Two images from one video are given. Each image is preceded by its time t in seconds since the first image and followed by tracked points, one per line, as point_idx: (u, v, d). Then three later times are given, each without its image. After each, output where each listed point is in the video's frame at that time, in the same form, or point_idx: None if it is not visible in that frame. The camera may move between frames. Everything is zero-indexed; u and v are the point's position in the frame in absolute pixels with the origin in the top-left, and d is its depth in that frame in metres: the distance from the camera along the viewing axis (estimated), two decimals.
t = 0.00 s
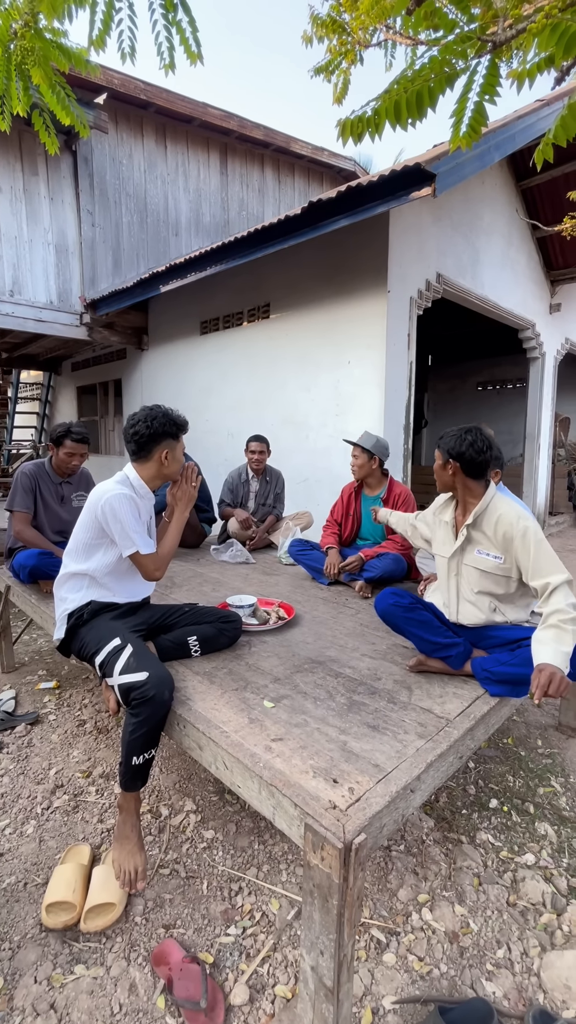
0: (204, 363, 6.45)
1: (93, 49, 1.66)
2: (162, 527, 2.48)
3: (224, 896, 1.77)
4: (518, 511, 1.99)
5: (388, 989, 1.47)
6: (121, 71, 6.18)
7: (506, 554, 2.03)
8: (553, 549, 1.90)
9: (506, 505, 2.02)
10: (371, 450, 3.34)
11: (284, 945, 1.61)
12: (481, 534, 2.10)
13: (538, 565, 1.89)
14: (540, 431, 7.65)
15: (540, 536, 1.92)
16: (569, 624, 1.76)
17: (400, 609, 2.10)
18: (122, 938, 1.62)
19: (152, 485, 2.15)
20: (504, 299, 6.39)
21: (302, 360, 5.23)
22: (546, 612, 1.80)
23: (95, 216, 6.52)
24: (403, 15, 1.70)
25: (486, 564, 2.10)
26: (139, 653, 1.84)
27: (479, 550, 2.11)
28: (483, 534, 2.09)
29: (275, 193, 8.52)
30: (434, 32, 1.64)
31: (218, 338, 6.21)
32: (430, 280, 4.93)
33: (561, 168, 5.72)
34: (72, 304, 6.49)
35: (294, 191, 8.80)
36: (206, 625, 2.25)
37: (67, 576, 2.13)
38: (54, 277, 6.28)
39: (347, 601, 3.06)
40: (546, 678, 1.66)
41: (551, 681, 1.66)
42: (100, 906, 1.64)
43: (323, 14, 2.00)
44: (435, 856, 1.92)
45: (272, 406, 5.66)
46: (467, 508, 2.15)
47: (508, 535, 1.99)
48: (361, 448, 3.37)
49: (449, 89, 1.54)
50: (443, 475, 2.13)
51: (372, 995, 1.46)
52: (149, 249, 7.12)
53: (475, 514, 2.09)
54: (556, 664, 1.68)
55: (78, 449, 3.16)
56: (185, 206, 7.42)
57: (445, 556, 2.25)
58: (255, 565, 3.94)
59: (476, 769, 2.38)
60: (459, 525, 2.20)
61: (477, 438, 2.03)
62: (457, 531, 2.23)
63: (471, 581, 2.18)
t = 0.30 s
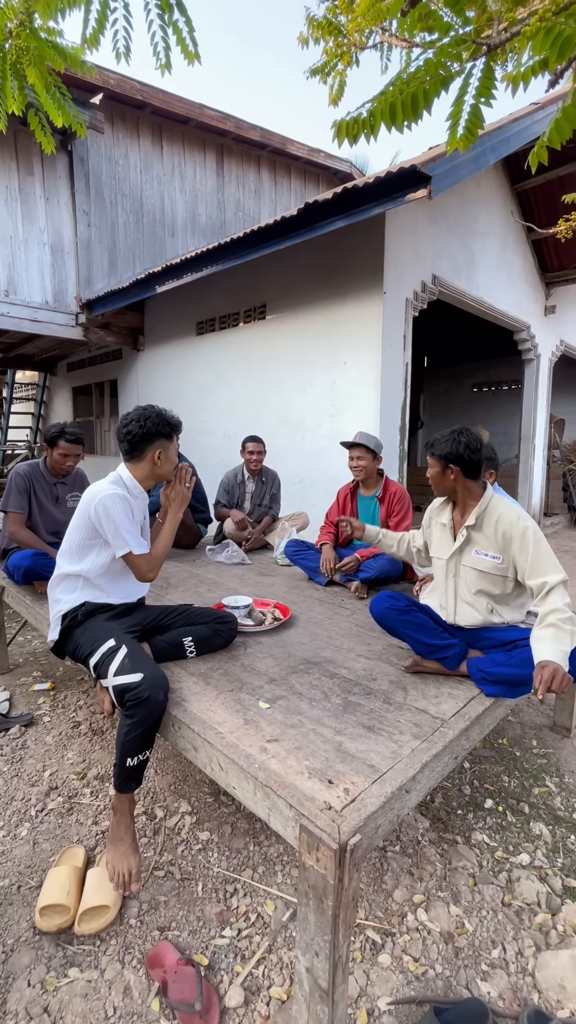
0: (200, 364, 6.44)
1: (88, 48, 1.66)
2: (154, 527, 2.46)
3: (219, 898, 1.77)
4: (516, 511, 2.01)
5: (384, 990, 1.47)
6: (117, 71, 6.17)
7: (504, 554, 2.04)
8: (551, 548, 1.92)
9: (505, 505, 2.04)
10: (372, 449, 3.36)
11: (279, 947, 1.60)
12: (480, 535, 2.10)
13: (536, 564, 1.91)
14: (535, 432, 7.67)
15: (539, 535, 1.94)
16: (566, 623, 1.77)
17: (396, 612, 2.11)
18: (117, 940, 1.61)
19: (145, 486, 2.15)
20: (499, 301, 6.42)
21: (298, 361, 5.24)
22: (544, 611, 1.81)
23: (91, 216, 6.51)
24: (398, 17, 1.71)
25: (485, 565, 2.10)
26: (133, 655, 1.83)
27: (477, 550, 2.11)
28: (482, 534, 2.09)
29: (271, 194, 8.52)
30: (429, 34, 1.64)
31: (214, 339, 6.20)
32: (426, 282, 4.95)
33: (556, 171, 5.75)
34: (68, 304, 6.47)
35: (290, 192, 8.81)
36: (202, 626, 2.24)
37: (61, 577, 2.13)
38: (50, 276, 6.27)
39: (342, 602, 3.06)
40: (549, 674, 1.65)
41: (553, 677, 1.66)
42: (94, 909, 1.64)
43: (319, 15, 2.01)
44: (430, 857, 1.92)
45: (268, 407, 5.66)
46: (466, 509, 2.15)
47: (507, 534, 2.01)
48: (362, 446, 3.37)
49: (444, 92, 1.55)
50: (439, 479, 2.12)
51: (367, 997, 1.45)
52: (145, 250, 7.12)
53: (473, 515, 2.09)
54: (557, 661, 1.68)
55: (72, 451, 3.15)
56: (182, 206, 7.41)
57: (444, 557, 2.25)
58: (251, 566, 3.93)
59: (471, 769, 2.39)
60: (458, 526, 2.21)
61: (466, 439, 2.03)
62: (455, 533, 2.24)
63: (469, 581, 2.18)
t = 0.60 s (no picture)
0: (196, 364, 6.43)
1: (83, 47, 1.65)
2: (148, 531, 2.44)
3: (214, 900, 1.76)
4: (527, 518, 2.05)
5: (378, 991, 1.47)
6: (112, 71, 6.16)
7: (512, 561, 2.07)
8: (560, 557, 1.97)
9: (515, 512, 2.07)
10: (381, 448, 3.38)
11: (274, 948, 1.60)
12: (489, 540, 2.10)
13: (546, 569, 1.94)
14: (529, 433, 7.70)
15: (549, 544, 1.99)
16: (573, 626, 1.79)
17: (394, 617, 2.06)
18: (110, 943, 1.60)
19: (138, 487, 2.14)
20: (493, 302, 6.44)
21: (293, 361, 5.23)
22: (550, 612, 1.84)
23: (87, 216, 6.49)
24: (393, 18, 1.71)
25: (491, 571, 2.11)
26: (127, 655, 1.82)
27: (485, 556, 2.11)
28: (491, 541, 2.10)
29: (267, 195, 8.52)
30: (424, 35, 1.64)
31: (209, 339, 6.19)
32: (421, 283, 4.96)
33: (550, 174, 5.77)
34: (63, 304, 6.45)
35: (286, 193, 8.81)
36: (197, 627, 2.23)
37: (54, 578, 2.12)
38: (44, 276, 6.25)
39: (338, 602, 3.06)
40: (557, 667, 1.67)
41: (560, 670, 1.67)
42: (87, 911, 1.63)
43: (315, 17, 2.01)
44: (425, 857, 1.92)
45: (263, 407, 5.66)
46: (477, 510, 2.15)
47: (517, 541, 2.04)
48: (372, 443, 3.36)
49: (438, 92, 1.55)
50: (464, 476, 2.07)
51: (361, 998, 1.45)
52: (141, 250, 7.11)
53: (489, 517, 2.10)
54: (563, 656, 1.70)
55: (65, 453, 3.13)
56: (177, 207, 7.40)
57: (448, 562, 2.23)
58: (246, 566, 3.93)
59: (465, 769, 2.39)
60: (465, 528, 2.19)
61: (497, 442, 2.08)
62: (461, 538, 2.22)
63: (473, 587, 2.16)
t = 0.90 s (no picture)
0: (191, 365, 6.43)
1: (77, 47, 1.65)
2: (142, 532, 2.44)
3: (208, 902, 1.75)
4: (521, 526, 2.04)
5: (373, 992, 1.47)
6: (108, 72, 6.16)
7: (505, 568, 2.07)
8: (554, 565, 1.96)
9: (508, 519, 2.06)
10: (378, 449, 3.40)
11: (268, 950, 1.60)
12: (481, 546, 2.11)
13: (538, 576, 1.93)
14: (524, 435, 7.74)
15: (543, 552, 1.98)
16: (562, 632, 1.79)
17: (384, 624, 2.06)
18: (104, 946, 1.59)
19: (133, 488, 2.15)
20: (488, 304, 6.47)
21: (289, 362, 5.24)
22: (542, 619, 1.84)
23: (82, 216, 6.48)
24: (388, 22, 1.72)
25: (483, 578, 2.12)
26: (120, 657, 1.82)
27: (477, 562, 2.12)
28: (484, 547, 2.10)
29: (262, 196, 8.52)
30: (418, 39, 1.65)
31: (205, 340, 6.19)
32: (416, 285, 4.97)
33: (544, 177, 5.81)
34: (57, 304, 6.43)
35: (282, 195, 8.82)
36: (191, 628, 2.23)
37: (48, 579, 2.11)
38: (39, 277, 6.23)
39: (332, 603, 3.06)
40: (539, 670, 1.68)
41: (543, 675, 1.68)
42: (81, 915, 1.62)
43: (310, 19, 2.01)
44: (419, 857, 1.92)
45: (258, 408, 5.66)
46: (470, 516, 2.15)
47: (510, 548, 2.03)
48: (369, 442, 3.37)
49: (432, 95, 1.55)
50: (457, 485, 2.06)
51: (356, 999, 1.45)
52: (136, 251, 7.10)
53: (479, 525, 2.10)
54: (549, 662, 1.71)
55: (58, 454, 3.11)
56: (173, 208, 7.40)
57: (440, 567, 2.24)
58: (241, 567, 3.93)
59: (460, 769, 2.39)
60: (458, 533, 2.20)
61: (488, 446, 2.05)
62: (452, 542, 2.23)
63: (465, 592, 2.18)
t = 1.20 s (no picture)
0: (188, 366, 6.42)
1: (74, 50, 1.66)
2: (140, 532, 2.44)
3: (205, 904, 1.76)
4: (521, 529, 2.05)
5: (369, 992, 1.47)
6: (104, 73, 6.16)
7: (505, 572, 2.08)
8: (551, 568, 1.98)
9: (509, 522, 2.07)
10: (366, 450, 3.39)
11: (265, 952, 1.60)
12: (484, 550, 2.10)
13: (534, 579, 1.95)
14: (519, 436, 7.77)
15: (542, 555, 2.00)
16: (557, 635, 1.82)
17: (381, 627, 2.08)
18: (101, 948, 1.59)
19: (130, 489, 2.15)
20: (484, 306, 6.49)
21: (285, 364, 5.24)
22: (537, 622, 1.86)
23: (78, 218, 6.48)
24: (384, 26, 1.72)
25: (485, 582, 2.11)
26: (117, 660, 1.82)
27: (479, 566, 2.11)
28: (485, 550, 2.09)
29: (259, 198, 8.53)
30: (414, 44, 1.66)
31: (202, 342, 6.19)
32: (413, 287, 4.99)
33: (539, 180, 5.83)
34: (54, 305, 6.43)
35: (279, 196, 8.83)
36: (188, 630, 2.23)
37: (44, 581, 2.11)
38: (35, 278, 6.22)
39: (329, 604, 3.07)
40: (535, 671, 1.70)
41: (539, 676, 1.70)
42: (77, 917, 1.61)
43: (306, 22, 2.02)
44: (416, 858, 1.93)
45: (255, 409, 5.66)
46: (470, 521, 2.15)
47: (510, 551, 2.04)
48: (357, 444, 3.39)
49: (427, 101, 1.56)
50: (455, 488, 2.07)
51: (353, 1000, 1.45)
52: (133, 252, 7.10)
53: (483, 529, 2.09)
54: (544, 664, 1.73)
55: (41, 455, 3.11)
56: (170, 209, 7.40)
57: (442, 572, 2.23)
58: (238, 569, 3.93)
59: (457, 770, 2.40)
60: (460, 539, 2.18)
61: (482, 448, 2.07)
62: (455, 548, 2.20)
63: (466, 597, 2.17)
